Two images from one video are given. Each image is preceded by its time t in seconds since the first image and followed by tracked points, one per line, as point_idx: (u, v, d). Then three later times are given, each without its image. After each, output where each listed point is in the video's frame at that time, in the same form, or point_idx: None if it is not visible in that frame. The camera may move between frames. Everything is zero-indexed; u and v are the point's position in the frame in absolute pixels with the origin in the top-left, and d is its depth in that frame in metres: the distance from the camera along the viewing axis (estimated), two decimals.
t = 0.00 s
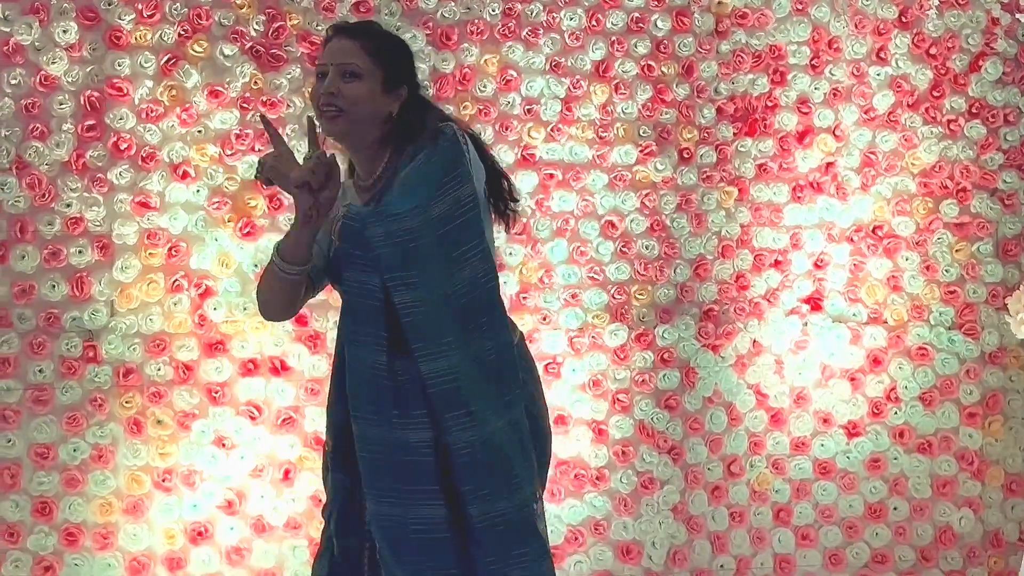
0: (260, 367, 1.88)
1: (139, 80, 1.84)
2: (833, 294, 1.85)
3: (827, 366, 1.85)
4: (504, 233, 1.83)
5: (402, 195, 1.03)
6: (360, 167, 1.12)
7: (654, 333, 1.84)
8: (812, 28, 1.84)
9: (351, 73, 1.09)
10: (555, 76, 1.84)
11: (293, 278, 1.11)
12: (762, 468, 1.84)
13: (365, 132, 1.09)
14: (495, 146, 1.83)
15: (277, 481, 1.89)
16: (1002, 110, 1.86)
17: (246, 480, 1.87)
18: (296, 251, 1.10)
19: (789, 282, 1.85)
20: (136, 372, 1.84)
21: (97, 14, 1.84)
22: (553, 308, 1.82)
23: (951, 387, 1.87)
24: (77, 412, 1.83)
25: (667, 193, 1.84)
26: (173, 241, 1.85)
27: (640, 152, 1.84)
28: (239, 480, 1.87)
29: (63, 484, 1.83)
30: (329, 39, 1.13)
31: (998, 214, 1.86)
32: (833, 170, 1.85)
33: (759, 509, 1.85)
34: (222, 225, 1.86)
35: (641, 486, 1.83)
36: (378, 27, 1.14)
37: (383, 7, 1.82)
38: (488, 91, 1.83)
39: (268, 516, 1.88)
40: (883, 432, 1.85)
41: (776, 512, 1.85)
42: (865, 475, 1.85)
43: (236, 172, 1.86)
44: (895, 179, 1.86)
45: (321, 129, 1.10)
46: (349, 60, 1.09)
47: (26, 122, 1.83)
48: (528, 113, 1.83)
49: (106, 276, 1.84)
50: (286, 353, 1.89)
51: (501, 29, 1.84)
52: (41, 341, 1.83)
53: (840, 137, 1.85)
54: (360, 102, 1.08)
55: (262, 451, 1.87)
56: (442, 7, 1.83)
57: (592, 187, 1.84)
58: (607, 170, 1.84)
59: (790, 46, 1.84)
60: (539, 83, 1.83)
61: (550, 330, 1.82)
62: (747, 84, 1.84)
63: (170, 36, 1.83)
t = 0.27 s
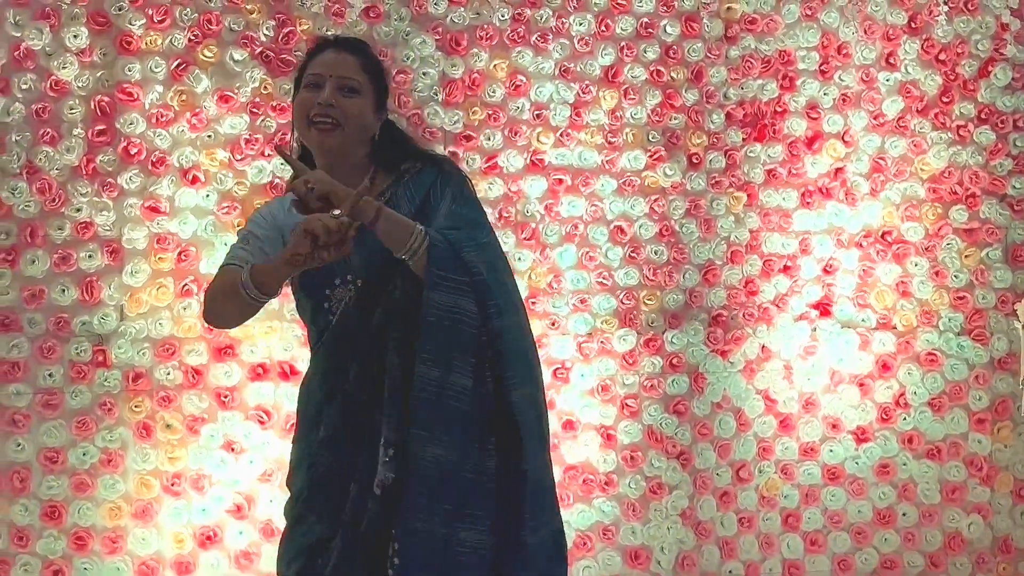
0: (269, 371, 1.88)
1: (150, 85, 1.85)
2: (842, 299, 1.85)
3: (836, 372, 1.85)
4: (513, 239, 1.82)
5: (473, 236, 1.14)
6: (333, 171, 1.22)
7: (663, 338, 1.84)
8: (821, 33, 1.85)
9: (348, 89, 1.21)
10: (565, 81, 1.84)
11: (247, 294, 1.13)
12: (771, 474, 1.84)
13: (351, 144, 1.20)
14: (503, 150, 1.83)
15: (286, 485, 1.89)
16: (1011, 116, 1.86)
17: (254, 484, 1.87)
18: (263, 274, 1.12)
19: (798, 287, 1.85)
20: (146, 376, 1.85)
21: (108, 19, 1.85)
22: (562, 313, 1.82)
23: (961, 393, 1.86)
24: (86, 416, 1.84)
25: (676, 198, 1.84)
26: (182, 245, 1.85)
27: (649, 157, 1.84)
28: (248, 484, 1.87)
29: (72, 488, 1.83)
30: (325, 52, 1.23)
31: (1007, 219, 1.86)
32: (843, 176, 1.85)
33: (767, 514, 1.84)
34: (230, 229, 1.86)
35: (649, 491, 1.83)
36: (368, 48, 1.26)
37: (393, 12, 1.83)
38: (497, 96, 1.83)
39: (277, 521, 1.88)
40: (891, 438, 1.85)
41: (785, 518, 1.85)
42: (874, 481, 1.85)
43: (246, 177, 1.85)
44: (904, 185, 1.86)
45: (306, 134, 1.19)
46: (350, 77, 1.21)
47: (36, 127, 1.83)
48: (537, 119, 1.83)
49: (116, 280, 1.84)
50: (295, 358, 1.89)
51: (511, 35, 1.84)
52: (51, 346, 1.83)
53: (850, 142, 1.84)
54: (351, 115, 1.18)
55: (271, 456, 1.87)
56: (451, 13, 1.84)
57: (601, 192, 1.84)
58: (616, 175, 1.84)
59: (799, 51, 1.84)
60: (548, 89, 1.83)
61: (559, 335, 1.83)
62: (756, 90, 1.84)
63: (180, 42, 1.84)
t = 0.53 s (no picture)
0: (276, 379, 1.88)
1: (158, 93, 1.85)
2: (850, 308, 1.85)
3: (844, 381, 1.85)
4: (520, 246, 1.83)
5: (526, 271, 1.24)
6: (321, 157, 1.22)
7: (670, 346, 1.84)
8: (829, 42, 1.85)
9: (345, 74, 1.23)
10: (572, 89, 1.84)
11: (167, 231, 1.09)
12: (778, 483, 1.84)
13: (344, 129, 1.21)
14: (511, 158, 1.83)
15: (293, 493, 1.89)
16: (1020, 125, 1.86)
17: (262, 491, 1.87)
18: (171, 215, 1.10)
19: (805, 295, 1.85)
20: (153, 384, 1.85)
21: (117, 27, 1.85)
22: (570, 321, 1.83)
23: (969, 402, 1.86)
24: (93, 424, 1.84)
25: (684, 207, 1.84)
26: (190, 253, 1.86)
27: (657, 166, 1.84)
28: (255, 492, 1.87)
29: (79, 495, 1.83)
30: (322, 37, 1.25)
31: (1015, 228, 1.86)
32: (850, 185, 1.85)
33: (775, 523, 1.84)
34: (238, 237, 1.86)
35: (656, 499, 1.82)
36: (363, 37, 1.29)
37: (401, 20, 1.83)
38: (505, 105, 1.83)
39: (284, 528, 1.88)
40: (899, 447, 1.85)
41: (792, 526, 1.84)
42: (881, 490, 1.85)
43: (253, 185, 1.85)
44: (912, 194, 1.85)
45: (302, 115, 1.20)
46: (349, 63, 1.23)
47: (45, 135, 1.84)
48: (545, 127, 1.83)
49: (124, 288, 1.85)
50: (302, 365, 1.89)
51: (518, 43, 1.84)
52: (58, 353, 1.84)
53: (857, 151, 1.85)
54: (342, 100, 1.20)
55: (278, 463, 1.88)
56: (459, 21, 1.84)
57: (609, 201, 1.84)
58: (624, 183, 1.84)
59: (807, 60, 1.84)
60: (555, 97, 1.83)
61: (567, 343, 1.82)
62: (763, 98, 1.84)
63: (189, 50, 1.84)
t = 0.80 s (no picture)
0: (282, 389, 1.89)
1: (165, 104, 1.85)
2: (856, 319, 1.85)
3: (850, 392, 1.85)
4: (527, 257, 1.82)
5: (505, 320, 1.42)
6: (314, 176, 1.35)
7: (676, 357, 1.84)
8: (835, 53, 1.85)
9: (350, 105, 1.35)
10: (579, 100, 1.84)
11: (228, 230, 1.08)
12: (785, 494, 1.84)
13: (343, 159, 1.35)
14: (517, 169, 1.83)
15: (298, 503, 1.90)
16: None
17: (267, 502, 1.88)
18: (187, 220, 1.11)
19: (811, 306, 1.85)
20: (160, 394, 1.85)
21: (124, 38, 1.85)
22: (576, 332, 1.82)
23: (975, 413, 1.86)
24: (99, 434, 1.84)
25: (690, 217, 1.84)
26: (197, 263, 1.86)
27: (663, 176, 1.84)
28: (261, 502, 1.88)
29: (85, 505, 1.83)
30: (333, 63, 1.38)
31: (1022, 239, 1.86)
32: (857, 196, 1.85)
33: (781, 534, 1.84)
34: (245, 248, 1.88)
35: (662, 510, 1.82)
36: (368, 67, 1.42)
37: (408, 31, 1.83)
38: (511, 115, 1.83)
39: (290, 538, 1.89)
40: (905, 458, 1.85)
41: (799, 537, 1.84)
42: (887, 501, 1.85)
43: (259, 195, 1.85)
44: (919, 205, 1.85)
45: (307, 137, 1.33)
46: (356, 94, 1.36)
47: (51, 145, 1.84)
48: (551, 137, 1.83)
49: (131, 298, 1.85)
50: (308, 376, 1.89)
51: (525, 54, 1.84)
52: (65, 363, 1.84)
53: (864, 161, 1.84)
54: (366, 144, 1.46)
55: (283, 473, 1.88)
56: (465, 32, 1.84)
57: (615, 211, 1.84)
58: (630, 194, 1.84)
59: (813, 70, 1.84)
60: (562, 107, 1.83)
61: (573, 354, 1.82)
62: (769, 109, 1.84)
63: (195, 60, 1.85)
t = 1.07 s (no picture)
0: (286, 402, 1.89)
1: (170, 116, 1.86)
2: (861, 332, 1.85)
3: (855, 405, 1.84)
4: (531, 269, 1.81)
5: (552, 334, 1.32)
6: (338, 195, 1.27)
7: (681, 370, 1.83)
8: (840, 66, 1.85)
9: (379, 123, 1.28)
10: (583, 113, 1.84)
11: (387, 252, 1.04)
12: (789, 507, 1.83)
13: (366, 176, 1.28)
14: (522, 182, 1.83)
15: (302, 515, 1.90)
16: None
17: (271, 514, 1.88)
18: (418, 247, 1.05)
19: (816, 319, 1.84)
20: (164, 406, 1.85)
21: (129, 50, 1.86)
22: (580, 344, 1.81)
23: (980, 426, 1.85)
24: (104, 446, 1.84)
25: (695, 230, 1.84)
26: (202, 275, 1.87)
27: (668, 189, 1.84)
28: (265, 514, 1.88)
29: (89, 517, 1.83)
30: (360, 79, 1.29)
31: None
32: (861, 209, 1.84)
33: (786, 547, 1.83)
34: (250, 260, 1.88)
35: (667, 524, 1.82)
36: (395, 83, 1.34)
37: (413, 43, 1.83)
38: (516, 128, 1.83)
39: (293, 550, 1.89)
40: (911, 471, 1.85)
41: (804, 551, 1.83)
42: (893, 514, 1.84)
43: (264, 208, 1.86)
44: (924, 218, 1.85)
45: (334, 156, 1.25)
46: (385, 112, 1.28)
47: (57, 157, 1.84)
48: (556, 150, 1.83)
49: (135, 310, 1.85)
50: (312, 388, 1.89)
51: (530, 66, 1.84)
52: (69, 375, 1.84)
53: (869, 174, 1.84)
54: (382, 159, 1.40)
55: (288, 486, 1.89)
56: (470, 45, 1.84)
57: (620, 224, 1.83)
58: (634, 207, 1.84)
59: (818, 83, 1.84)
60: (567, 120, 1.83)
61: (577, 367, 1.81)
62: (774, 122, 1.84)
63: (201, 73, 1.85)
